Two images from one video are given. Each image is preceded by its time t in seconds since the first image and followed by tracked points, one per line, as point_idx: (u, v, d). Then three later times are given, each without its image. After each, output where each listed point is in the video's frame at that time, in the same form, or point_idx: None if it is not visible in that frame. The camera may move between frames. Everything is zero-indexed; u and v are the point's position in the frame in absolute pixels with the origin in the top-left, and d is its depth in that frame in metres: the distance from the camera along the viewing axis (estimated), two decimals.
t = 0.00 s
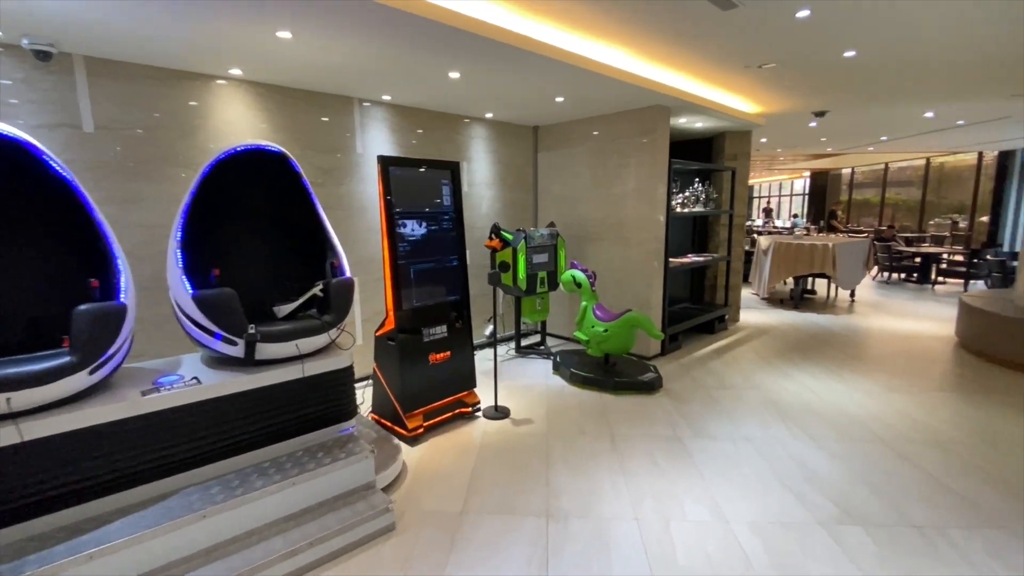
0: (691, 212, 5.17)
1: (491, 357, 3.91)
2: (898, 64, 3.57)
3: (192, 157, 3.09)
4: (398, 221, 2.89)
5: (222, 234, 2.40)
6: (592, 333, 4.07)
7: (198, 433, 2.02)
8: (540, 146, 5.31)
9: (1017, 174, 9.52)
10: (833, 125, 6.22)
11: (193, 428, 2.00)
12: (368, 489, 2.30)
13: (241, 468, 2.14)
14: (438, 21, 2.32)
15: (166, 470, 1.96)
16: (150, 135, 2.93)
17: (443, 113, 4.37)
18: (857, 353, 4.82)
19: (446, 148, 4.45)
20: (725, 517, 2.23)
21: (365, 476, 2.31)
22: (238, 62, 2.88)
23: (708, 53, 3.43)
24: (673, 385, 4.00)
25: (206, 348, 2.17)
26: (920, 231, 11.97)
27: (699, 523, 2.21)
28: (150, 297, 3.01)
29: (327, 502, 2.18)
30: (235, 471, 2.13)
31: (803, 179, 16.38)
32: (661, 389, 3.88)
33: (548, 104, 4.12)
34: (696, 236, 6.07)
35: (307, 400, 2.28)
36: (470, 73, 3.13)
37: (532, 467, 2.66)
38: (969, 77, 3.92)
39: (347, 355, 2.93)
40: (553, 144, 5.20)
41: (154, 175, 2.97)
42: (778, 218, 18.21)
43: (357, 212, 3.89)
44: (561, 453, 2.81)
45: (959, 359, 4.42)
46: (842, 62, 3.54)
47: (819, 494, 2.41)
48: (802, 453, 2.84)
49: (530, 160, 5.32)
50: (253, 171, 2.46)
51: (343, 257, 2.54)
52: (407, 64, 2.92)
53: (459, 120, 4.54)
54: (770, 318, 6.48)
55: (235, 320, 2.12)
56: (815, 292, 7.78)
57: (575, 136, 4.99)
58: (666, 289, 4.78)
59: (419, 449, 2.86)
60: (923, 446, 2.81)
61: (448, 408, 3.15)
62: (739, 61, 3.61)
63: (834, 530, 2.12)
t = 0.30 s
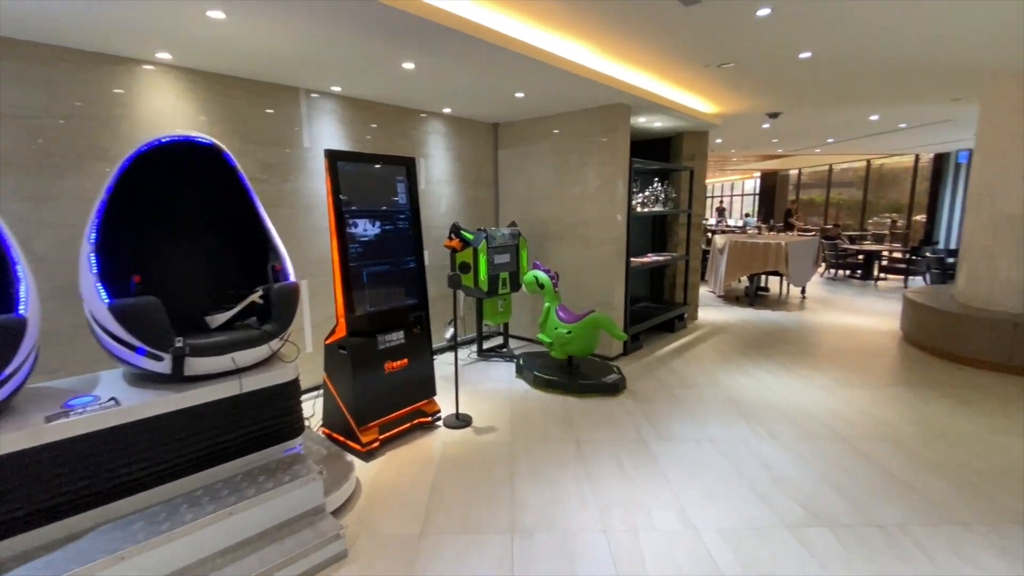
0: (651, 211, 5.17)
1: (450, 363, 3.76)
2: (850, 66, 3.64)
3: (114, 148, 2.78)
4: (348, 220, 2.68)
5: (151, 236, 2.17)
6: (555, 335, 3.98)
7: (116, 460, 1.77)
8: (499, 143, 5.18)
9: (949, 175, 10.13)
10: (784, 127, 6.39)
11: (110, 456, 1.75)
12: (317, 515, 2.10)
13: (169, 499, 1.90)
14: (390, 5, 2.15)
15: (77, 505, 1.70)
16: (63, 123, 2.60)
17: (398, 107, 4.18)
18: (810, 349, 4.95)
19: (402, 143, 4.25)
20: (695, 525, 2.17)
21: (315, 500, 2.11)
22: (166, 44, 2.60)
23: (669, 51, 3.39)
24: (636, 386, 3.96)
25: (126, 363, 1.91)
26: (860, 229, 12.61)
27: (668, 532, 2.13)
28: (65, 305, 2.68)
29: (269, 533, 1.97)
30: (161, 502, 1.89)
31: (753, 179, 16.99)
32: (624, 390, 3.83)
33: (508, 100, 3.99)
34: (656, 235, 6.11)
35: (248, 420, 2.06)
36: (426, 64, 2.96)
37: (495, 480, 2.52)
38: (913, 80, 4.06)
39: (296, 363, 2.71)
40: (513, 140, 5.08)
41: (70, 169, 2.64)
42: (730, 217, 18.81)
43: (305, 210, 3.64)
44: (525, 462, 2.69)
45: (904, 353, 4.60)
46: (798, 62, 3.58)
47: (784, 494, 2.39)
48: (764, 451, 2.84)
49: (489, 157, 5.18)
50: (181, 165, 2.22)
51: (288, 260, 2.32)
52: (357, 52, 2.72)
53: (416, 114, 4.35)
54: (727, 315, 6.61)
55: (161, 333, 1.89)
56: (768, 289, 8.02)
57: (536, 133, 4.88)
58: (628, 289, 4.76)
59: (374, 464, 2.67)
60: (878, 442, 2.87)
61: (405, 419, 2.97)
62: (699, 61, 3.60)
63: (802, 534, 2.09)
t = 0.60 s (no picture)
0: (606, 210, 5.19)
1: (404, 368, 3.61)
2: (794, 70, 3.76)
3: (16, 139, 2.47)
4: (289, 219, 2.49)
5: (51, 236, 1.89)
6: (512, 337, 3.90)
7: (5, 497, 1.50)
8: (453, 140, 5.05)
9: (879, 177, 10.81)
10: (731, 129, 6.59)
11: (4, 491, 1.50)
12: (256, 544, 1.92)
13: (79, 536, 1.65)
14: None
15: None
16: None
17: (345, 101, 3.98)
18: (758, 345, 5.11)
19: (350, 138, 4.05)
20: (654, 529, 2.14)
21: (253, 526, 1.92)
22: (76, 22, 2.33)
23: (623, 49, 3.38)
24: (594, 387, 3.94)
25: (26, 380, 1.65)
26: (800, 228, 13.27)
27: (629, 537, 2.09)
28: None
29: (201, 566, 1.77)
30: (69, 540, 1.64)
31: (701, 180, 17.57)
32: (582, 391, 3.80)
33: (462, 95, 3.87)
34: (611, 235, 6.15)
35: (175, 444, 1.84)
36: (372, 55, 2.80)
37: (452, 493, 2.41)
38: (850, 85, 4.25)
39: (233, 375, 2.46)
40: (467, 138, 4.96)
41: None
42: (680, 217, 19.38)
43: (243, 208, 3.39)
44: (483, 472, 2.59)
45: (844, 346, 4.83)
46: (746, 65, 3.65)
47: (740, 492, 2.41)
48: (719, 448, 2.87)
49: (442, 154, 5.03)
50: (89, 157, 1.97)
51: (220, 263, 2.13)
52: (296, 38, 2.54)
53: (364, 109, 4.16)
54: (679, 313, 6.75)
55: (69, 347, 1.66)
56: (717, 286, 8.27)
57: (490, 131, 4.79)
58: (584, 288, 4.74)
59: (320, 480, 2.50)
60: (825, 435, 2.96)
61: (355, 431, 2.80)
62: (652, 60, 3.62)
63: (759, 533, 2.09)
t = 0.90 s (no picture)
0: (559, 209, 5.15)
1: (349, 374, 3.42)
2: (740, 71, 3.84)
3: None
4: (213, 215, 2.28)
5: None
6: (465, 339, 3.78)
7: None
8: (401, 134, 4.86)
9: (815, 179, 11.42)
10: (679, 129, 6.73)
11: None
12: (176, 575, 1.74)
13: None
14: None
15: None
16: None
17: (283, 90, 3.73)
18: (707, 341, 5.23)
19: (288, 130, 3.81)
20: (608, 534, 2.09)
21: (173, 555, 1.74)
22: None
23: (574, 44, 3.33)
24: (549, 387, 3.88)
25: None
26: (744, 227, 13.84)
27: (583, 545, 2.03)
28: None
29: None
30: None
31: (651, 180, 18.02)
32: (536, 393, 3.73)
33: (409, 87, 3.72)
34: (564, 233, 6.14)
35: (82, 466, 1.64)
36: (309, 39, 2.61)
37: (400, 507, 2.27)
38: (790, 88, 4.40)
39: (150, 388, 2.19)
40: (415, 132, 4.79)
41: None
42: (631, 216, 19.81)
43: (168, 204, 3.11)
44: (434, 482, 2.47)
45: (787, 340, 5.02)
46: (694, 65, 3.70)
47: (693, 490, 2.41)
48: (672, 446, 2.87)
49: (390, 150, 4.84)
50: None
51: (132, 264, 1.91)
52: (221, 18, 2.32)
53: (304, 100, 3.92)
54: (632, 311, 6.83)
55: None
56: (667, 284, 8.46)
57: (440, 126, 4.64)
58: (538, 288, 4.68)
59: (254, 499, 2.30)
60: (773, 428, 3.02)
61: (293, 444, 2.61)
62: (604, 57, 3.59)
63: (712, 533, 2.08)
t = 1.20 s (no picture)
0: (511, 209, 5.05)
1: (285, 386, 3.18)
2: (688, 72, 3.86)
3: None
4: (118, 214, 2.03)
5: None
6: (413, 345, 3.61)
7: None
8: (343, 130, 4.61)
9: (759, 181, 11.88)
10: (630, 130, 6.78)
11: None
12: None
13: None
14: None
15: None
16: None
17: (210, 79, 3.44)
18: (660, 340, 5.27)
19: (217, 123, 3.51)
20: (561, 551, 2.00)
21: None
22: None
23: (524, 38, 3.23)
24: (502, 393, 3.77)
25: None
26: (693, 227, 14.23)
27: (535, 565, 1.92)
28: None
29: None
30: None
31: (604, 181, 18.28)
32: (488, 399, 3.60)
33: (351, 79, 3.51)
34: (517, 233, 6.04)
35: None
36: (231, 20, 2.38)
37: (337, 533, 2.09)
38: (736, 91, 4.48)
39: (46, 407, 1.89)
40: (360, 128, 4.56)
41: None
42: (586, 216, 20.03)
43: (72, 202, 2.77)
44: (376, 502, 2.30)
45: (735, 339, 5.12)
46: (645, 64, 3.68)
47: (647, 498, 2.35)
48: (625, 451, 2.82)
49: (332, 146, 4.58)
50: None
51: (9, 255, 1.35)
52: None
53: (234, 90, 3.63)
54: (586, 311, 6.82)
55: None
56: (621, 284, 8.53)
57: (385, 121, 4.44)
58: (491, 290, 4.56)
59: (170, 532, 2.06)
60: (723, 429, 3.03)
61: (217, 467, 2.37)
62: (554, 53, 3.52)
63: (666, 543, 2.03)
